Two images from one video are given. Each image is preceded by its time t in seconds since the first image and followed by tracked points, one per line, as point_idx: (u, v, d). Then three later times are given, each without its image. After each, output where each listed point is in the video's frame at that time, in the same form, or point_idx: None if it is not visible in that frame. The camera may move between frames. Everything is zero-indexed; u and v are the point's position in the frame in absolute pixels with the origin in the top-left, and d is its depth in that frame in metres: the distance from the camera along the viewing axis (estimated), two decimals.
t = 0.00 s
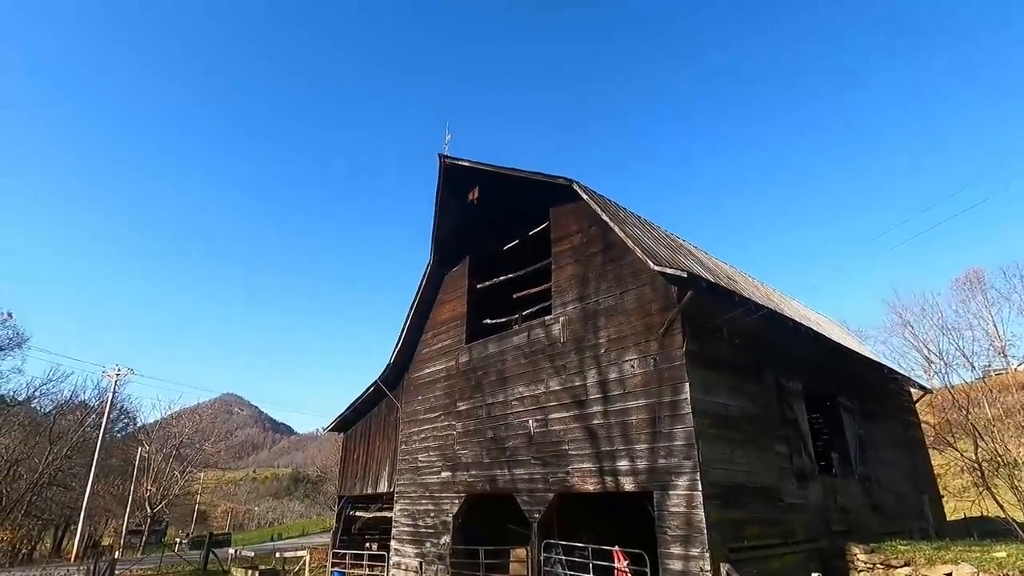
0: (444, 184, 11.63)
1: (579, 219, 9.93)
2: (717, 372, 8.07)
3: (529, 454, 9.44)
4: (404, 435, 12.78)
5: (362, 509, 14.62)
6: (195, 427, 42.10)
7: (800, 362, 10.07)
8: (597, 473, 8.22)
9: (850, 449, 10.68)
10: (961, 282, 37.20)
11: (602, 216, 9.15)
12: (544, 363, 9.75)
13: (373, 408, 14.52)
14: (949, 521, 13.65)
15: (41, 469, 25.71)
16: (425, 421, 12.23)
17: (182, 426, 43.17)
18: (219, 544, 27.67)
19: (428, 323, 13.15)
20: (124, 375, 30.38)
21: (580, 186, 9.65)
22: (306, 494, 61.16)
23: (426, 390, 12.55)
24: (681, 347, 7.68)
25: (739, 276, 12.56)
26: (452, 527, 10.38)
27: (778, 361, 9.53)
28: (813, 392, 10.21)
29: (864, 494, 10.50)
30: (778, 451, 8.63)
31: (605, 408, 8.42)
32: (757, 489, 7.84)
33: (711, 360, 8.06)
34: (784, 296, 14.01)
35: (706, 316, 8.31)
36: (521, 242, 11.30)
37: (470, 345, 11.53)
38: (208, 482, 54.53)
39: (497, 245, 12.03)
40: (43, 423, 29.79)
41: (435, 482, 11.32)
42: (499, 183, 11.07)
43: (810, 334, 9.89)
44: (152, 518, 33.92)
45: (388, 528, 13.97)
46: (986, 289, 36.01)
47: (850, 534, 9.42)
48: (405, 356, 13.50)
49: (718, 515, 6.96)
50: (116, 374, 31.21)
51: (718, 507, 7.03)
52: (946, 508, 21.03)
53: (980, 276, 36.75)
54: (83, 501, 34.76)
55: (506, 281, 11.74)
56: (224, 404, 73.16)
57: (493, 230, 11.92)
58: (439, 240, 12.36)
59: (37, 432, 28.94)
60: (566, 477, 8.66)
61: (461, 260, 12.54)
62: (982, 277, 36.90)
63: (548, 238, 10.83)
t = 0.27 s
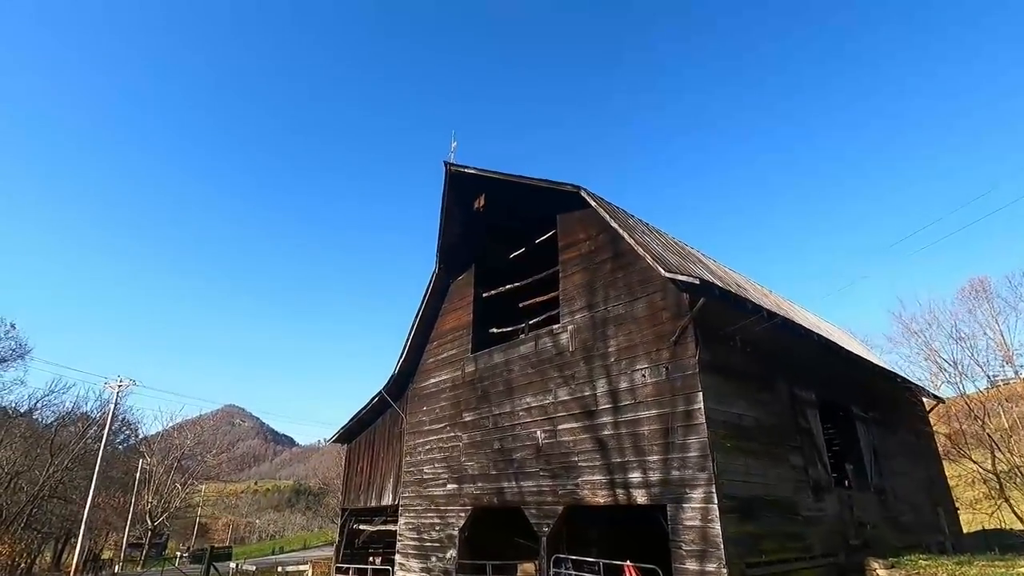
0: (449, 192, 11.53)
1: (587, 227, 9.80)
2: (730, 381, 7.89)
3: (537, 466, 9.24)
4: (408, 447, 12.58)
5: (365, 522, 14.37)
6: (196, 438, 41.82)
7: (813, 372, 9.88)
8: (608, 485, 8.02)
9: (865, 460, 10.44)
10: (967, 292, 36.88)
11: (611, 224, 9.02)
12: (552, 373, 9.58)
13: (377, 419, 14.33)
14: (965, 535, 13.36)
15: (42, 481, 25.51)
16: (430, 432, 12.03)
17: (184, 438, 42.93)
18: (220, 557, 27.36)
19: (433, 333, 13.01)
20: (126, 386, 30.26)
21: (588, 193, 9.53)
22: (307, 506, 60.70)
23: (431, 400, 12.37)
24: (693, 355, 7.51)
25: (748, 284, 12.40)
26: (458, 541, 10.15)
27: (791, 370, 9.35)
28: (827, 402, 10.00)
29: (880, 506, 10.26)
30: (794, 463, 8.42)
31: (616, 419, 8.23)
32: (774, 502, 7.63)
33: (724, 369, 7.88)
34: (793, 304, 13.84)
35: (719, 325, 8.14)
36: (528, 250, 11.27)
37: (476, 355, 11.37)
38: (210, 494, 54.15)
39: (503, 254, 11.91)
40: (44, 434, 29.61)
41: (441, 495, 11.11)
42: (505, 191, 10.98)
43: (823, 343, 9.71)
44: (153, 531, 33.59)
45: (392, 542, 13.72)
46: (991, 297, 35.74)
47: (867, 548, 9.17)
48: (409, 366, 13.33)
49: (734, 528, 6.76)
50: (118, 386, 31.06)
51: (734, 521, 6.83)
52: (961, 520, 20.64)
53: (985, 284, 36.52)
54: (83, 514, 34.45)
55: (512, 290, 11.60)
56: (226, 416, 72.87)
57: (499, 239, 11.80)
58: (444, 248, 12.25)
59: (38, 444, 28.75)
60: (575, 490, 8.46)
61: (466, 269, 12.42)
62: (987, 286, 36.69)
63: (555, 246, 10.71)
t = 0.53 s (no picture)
0: (453, 194, 11.42)
1: (593, 229, 9.68)
2: (741, 385, 7.76)
3: (544, 471, 9.08)
4: (412, 452, 12.42)
5: (367, 528, 14.20)
6: (196, 443, 41.62)
7: (823, 376, 9.74)
8: (617, 491, 7.86)
9: (876, 466, 10.29)
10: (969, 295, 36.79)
11: (618, 225, 8.90)
12: (559, 377, 9.44)
13: (380, 424, 14.19)
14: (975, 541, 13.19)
15: (41, 485, 25.35)
16: (434, 437, 11.87)
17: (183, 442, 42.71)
18: (220, 563, 27.15)
19: (436, 336, 12.87)
20: (126, 391, 30.12)
21: (595, 194, 9.42)
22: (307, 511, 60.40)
23: (435, 404, 12.22)
24: (704, 359, 7.37)
25: (755, 287, 12.27)
26: (462, 547, 9.98)
27: (802, 374, 9.20)
28: (838, 406, 9.86)
29: (892, 513, 10.09)
30: (806, 468, 8.26)
31: (624, 423, 8.09)
32: (786, 508, 7.48)
33: (735, 373, 7.74)
34: (799, 308, 13.71)
35: (729, 328, 8.01)
36: (532, 252, 11.14)
37: (481, 358, 11.23)
38: (210, 499, 53.91)
39: (508, 256, 11.79)
40: (44, 439, 29.44)
41: (445, 500, 10.94)
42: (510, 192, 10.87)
43: (834, 346, 9.57)
44: (152, 537, 33.36)
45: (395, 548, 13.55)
46: (993, 301, 35.64)
47: (880, 555, 9.00)
48: (412, 370, 13.19)
49: (747, 536, 6.61)
50: (117, 390, 30.91)
51: (748, 528, 6.68)
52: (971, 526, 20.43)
53: (987, 288, 36.40)
54: (82, 519, 34.22)
55: (517, 292, 11.48)
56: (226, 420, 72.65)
57: (503, 241, 11.69)
58: (448, 251, 12.13)
59: (38, 448, 28.58)
60: (583, 496, 8.31)
61: (470, 271, 12.30)
62: (989, 289, 36.58)
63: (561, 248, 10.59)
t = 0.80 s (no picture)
0: (453, 192, 11.28)
1: (596, 227, 9.55)
2: (746, 386, 7.64)
3: (545, 473, 8.95)
4: (410, 453, 12.27)
5: (365, 530, 14.04)
6: (191, 444, 41.32)
7: (827, 377, 9.64)
8: (620, 493, 7.74)
9: (880, 468, 10.20)
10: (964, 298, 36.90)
11: (622, 223, 8.77)
12: (560, 377, 9.31)
13: (378, 425, 14.04)
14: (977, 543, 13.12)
15: (33, 486, 25.07)
16: (433, 438, 11.72)
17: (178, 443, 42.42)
18: (215, 565, 26.93)
19: (435, 336, 12.73)
20: (120, 391, 29.87)
21: (598, 192, 9.29)
22: (303, 512, 60.09)
23: (433, 405, 12.08)
24: (709, 359, 7.25)
25: (757, 288, 12.16)
26: (462, 550, 9.83)
27: (806, 375, 9.09)
28: (842, 408, 9.75)
29: (896, 515, 10.00)
30: (811, 470, 8.15)
31: (628, 424, 7.97)
32: (792, 511, 7.37)
33: (740, 373, 7.62)
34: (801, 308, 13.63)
35: (734, 328, 7.89)
36: (533, 251, 11.00)
37: (481, 358, 11.09)
38: (205, 500, 53.57)
39: (507, 255, 11.67)
40: (36, 439, 29.13)
41: (444, 502, 10.80)
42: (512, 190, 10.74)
43: (838, 348, 9.46)
44: (146, 538, 33.06)
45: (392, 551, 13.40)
46: (990, 303, 35.68)
47: (884, 559, 8.90)
48: (411, 370, 13.05)
49: (754, 539, 6.49)
50: (111, 390, 30.62)
51: (754, 531, 6.56)
52: (972, 528, 20.33)
53: (983, 290, 36.48)
54: (75, 521, 33.88)
55: (517, 292, 11.36)
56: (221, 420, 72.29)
57: (504, 240, 11.56)
58: (447, 249, 12.00)
59: (31, 449, 28.29)
60: (585, 498, 8.18)
61: (470, 270, 12.15)
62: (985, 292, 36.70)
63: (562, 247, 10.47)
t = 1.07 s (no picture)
0: (452, 191, 11.10)
1: (598, 227, 9.40)
2: (752, 388, 7.49)
3: (545, 477, 8.76)
4: (406, 457, 12.05)
5: (359, 535, 13.80)
6: (183, 447, 40.84)
7: (831, 380, 9.50)
8: (622, 498, 7.56)
9: (884, 473, 10.05)
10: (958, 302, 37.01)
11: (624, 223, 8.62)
12: (561, 379, 9.13)
13: (374, 428, 13.82)
14: (979, 549, 13.00)
15: (22, 490, 24.69)
16: (430, 442, 11.51)
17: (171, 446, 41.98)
18: (206, 570, 26.59)
19: (432, 338, 12.54)
20: (111, 393, 29.51)
21: (599, 192, 9.14)
22: (296, 516, 59.61)
23: (430, 408, 11.88)
24: (715, 361, 7.09)
25: (758, 290, 12.03)
26: (459, 556, 9.62)
27: (810, 378, 8.95)
28: (846, 411, 9.61)
29: (900, 521, 9.86)
30: (816, 475, 8.00)
31: (630, 428, 7.79)
32: (799, 517, 7.20)
33: (746, 376, 7.47)
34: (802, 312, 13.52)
35: (739, 330, 7.73)
36: (532, 251, 10.83)
37: (479, 361, 10.90)
38: (197, 504, 53.05)
39: (506, 256, 11.50)
40: (25, 442, 28.71)
41: (441, 507, 10.59)
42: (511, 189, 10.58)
43: (843, 351, 9.33)
44: (136, 543, 32.62)
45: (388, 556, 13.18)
46: (984, 309, 35.73)
47: (890, 565, 8.75)
48: (407, 373, 12.84)
49: (761, 545, 6.32)
50: (102, 392, 30.22)
51: (762, 538, 6.39)
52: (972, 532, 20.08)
53: (978, 295, 36.58)
54: (64, 525, 33.41)
55: (516, 293, 11.19)
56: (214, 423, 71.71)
57: (503, 240, 11.39)
58: (445, 250, 11.82)
59: (19, 452, 27.87)
60: (586, 503, 7.99)
61: (468, 271, 11.97)
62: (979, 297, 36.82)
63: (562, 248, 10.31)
